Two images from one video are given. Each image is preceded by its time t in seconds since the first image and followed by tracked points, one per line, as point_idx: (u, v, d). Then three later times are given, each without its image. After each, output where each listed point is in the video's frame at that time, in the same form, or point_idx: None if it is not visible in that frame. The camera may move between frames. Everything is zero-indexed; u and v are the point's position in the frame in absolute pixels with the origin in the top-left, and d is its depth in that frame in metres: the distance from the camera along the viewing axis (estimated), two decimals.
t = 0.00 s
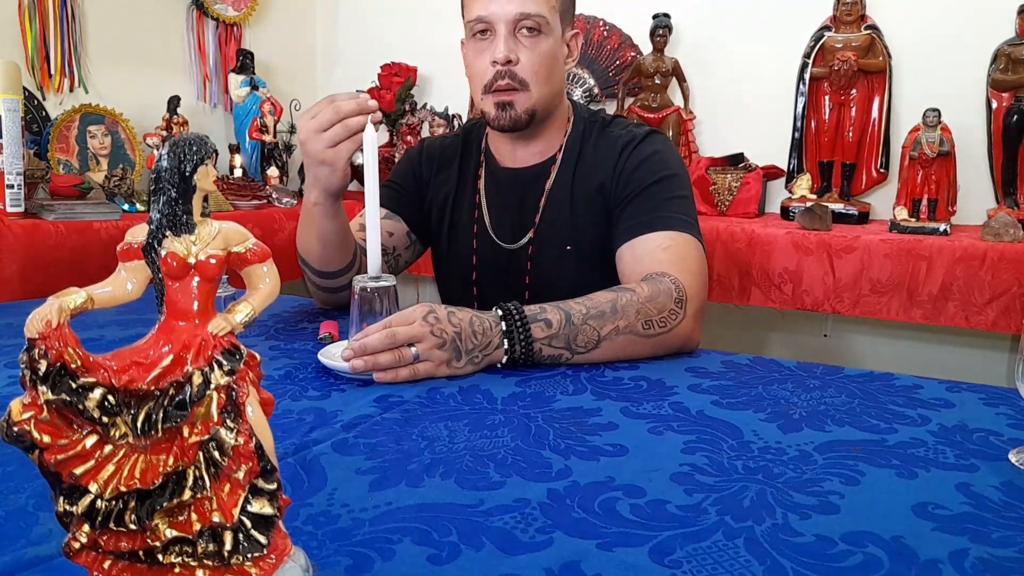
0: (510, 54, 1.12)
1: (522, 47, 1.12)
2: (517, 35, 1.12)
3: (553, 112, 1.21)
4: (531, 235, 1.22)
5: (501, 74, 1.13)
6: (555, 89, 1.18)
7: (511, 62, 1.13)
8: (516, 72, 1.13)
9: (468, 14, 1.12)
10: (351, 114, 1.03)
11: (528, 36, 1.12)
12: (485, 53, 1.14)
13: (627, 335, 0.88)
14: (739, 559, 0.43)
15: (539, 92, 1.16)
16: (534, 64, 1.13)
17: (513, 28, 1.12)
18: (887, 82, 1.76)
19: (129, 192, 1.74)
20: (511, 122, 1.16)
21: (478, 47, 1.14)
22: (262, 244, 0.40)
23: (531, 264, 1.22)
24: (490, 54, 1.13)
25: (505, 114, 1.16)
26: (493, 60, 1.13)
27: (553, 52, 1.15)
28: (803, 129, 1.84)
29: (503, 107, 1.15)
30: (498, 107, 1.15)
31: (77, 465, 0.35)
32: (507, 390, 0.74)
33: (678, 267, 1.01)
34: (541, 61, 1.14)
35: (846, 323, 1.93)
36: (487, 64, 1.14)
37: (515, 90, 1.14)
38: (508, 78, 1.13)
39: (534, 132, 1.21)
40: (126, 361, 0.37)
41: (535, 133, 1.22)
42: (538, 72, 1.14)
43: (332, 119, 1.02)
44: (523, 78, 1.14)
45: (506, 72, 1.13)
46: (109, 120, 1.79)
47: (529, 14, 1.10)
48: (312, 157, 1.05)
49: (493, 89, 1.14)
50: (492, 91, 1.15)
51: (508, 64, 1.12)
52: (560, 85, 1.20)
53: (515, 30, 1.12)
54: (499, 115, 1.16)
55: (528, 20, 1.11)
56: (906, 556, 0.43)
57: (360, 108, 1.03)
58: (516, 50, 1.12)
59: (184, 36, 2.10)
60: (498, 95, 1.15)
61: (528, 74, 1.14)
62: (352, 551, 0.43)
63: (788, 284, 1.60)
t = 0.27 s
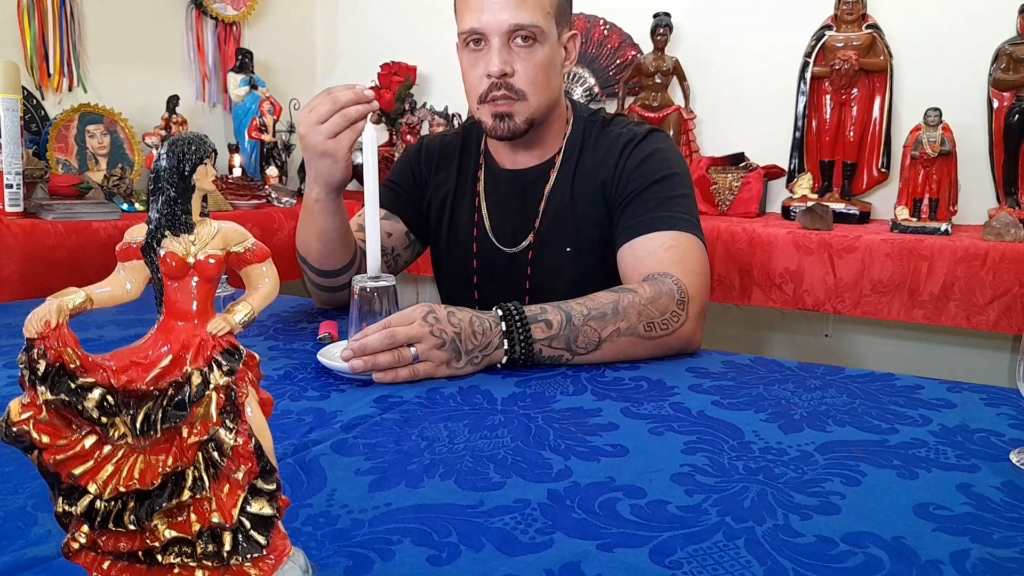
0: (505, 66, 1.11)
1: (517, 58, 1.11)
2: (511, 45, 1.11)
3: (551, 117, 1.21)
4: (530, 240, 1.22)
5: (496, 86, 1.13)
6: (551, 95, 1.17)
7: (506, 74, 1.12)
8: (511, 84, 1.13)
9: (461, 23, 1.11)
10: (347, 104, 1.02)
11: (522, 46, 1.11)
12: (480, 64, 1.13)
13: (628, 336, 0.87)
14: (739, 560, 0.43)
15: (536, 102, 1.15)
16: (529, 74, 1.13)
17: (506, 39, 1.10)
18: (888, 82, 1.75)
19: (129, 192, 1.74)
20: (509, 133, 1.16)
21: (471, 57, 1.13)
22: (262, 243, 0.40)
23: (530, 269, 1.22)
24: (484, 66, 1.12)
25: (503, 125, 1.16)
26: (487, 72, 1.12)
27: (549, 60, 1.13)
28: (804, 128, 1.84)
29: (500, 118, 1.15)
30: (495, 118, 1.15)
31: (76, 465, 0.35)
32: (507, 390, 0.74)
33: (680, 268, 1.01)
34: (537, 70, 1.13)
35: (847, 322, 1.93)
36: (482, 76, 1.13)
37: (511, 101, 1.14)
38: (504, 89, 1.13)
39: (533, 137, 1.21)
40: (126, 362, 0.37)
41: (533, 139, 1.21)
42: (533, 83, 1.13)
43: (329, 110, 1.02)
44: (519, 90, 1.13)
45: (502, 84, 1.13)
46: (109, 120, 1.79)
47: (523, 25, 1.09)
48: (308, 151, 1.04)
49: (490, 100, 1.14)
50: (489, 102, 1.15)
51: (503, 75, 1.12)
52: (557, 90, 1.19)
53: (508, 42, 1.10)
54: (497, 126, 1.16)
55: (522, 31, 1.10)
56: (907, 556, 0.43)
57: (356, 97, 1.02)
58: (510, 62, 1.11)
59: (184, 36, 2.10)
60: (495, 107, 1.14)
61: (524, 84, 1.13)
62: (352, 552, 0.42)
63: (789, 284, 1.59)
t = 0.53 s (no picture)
0: (509, 70, 1.12)
1: (521, 60, 1.12)
2: (514, 48, 1.11)
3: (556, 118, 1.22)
4: (531, 240, 1.22)
5: (501, 89, 1.14)
6: (555, 97, 1.18)
7: (510, 77, 1.13)
8: (516, 86, 1.13)
9: (464, 29, 1.12)
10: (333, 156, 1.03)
11: (525, 47, 1.12)
12: (485, 68, 1.14)
13: (627, 337, 0.88)
14: (738, 558, 0.43)
15: (540, 104, 1.16)
16: (533, 76, 1.13)
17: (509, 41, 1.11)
18: (886, 82, 1.76)
19: (129, 192, 1.75)
20: (515, 136, 1.17)
21: (475, 61, 1.14)
22: (263, 244, 0.41)
23: (531, 269, 1.22)
24: (489, 70, 1.13)
25: (510, 128, 1.16)
26: (492, 75, 1.13)
27: (553, 61, 1.14)
28: (802, 129, 1.85)
29: (507, 121, 1.16)
30: (502, 121, 1.16)
31: (77, 465, 0.36)
32: (507, 389, 0.74)
33: (680, 268, 1.01)
34: (541, 72, 1.14)
35: (845, 322, 1.94)
36: (487, 80, 1.14)
37: (517, 104, 1.14)
38: (510, 92, 1.14)
39: (537, 139, 1.22)
40: (126, 361, 0.37)
41: (538, 141, 1.22)
42: (538, 85, 1.14)
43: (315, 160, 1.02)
44: (524, 92, 1.14)
45: (507, 87, 1.13)
46: (109, 121, 1.79)
47: (526, 27, 1.09)
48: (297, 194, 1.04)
49: (496, 104, 1.15)
50: (495, 105, 1.15)
51: (508, 78, 1.13)
52: (561, 92, 1.20)
53: (512, 44, 1.11)
54: (503, 130, 1.16)
55: (525, 34, 1.10)
56: (905, 555, 0.43)
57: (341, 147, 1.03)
58: (514, 65, 1.12)
59: (184, 36, 2.10)
60: (501, 110, 1.15)
61: (529, 87, 1.14)
62: (352, 550, 0.43)
63: (787, 285, 1.60)
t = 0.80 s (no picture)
0: (511, 58, 1.12)
1: (524, 50, 1.13)
2: (518, 38, 1.12)
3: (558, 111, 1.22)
4: (531, 239, 1.22)
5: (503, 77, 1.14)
6: (557, 90, 1.18)
7: (512, 65, 1.13)
8: (518, 75, 1.13)
9: (468, 18, 1.13)
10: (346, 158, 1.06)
11: (529, 39, 1.12)
12: (487, 57, 1.14)
13: (627, 336, 0.88)
14: (738, 558, 0.43)
15: (542, 94, 1.16)
16: (536, 67, 1.14)
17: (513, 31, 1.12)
18: (886, 82, 1.76)
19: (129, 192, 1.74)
20: (515, 124, 1.16)
21: (479, 51, 1.15)
22: (262, 244, 0.41)
23: (532, 268, 1.22)
24: (491, 59, 1.13)
25: (509, 116, 1.16)
26: (494, 64, 1.13)
27: (555, 54, 1.15)
28: (803, 129, 1.84)
29: (507, 109, 1.15)
30: (502, 109, 1.15)
31: (77, 465, 0.36)
32: (507, 389, 0.74)
33: (680, 268, 1.01)
34: (543, 63, 1.14)
35: (845, 322, 1.94)
36: (489, 68, 1.14)
37: (517, 92, 1.14)
38: (510, 80, 1.14)
39: (538, 133, 1.21)
40: (126, 362, 0.37)
41: (540, 135, 1.22)
42: (540, 74, 1.14)
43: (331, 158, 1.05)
44: (526, 81, 1.14)
45: (508, 75, 1.13)
46: (109, 120, 1.79)
47: (530, 17, 1.11)
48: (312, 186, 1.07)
49: (496, 91, 1.15)
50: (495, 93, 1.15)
51: (509, 67, 1.13)
52: (562, 86, 1.20)
53: (515, 34, 1.12)
54: (503, 117, 1.16)
55: (528, 23, 1.11)
56: (905, 555, 0.43)
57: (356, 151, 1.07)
58: (517, 53, 1.13)
59: (184, 36, 2.10)
60: (501, 98, 1.15)
61: (531, 76, 1.14)
62: (352, 551, 0.43)
63: (787, 285, 1.60)
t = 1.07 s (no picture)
0: (506, 57, 1.13)
1: (519, 50, 1.13)
2: (515, 38, 1.12)
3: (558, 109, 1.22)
4: (531, 237, 1.22)
5: (499, 77, 1.14)
6: (554, 89, 1.19)
7: (507, 65, 1.13)
8: (513, 75, 1.14)
9: (466, 17, 1.13)
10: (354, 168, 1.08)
11: (524, 39, 1.13)
12: (484, 58, 1.15)
13: (627, 336, 0.88)
14: (738, 559, 0.43)
15: (538, 94, 1.16)
16: (532, 66, 1.14)
17: (509, 30, 1.12)
18: (886, 82, 1.76)
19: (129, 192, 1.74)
20: (511, 127, 1.18)
21: (476, 51, 1.15)
22: (262, 244, 0.41)
23: (531, 266, 1.22)
24: (487, 58, 1.14)
25: (506, 120, 1.17)
26: (490, 63, 1.14)
27: (551, 53, 1.15)
28: (803, 129, 1.84)
29: (504, 112, 1.17)
30: (499, 112, 1.17)
31: (77, 465, 0.36)
32: (507, 389, 0.74)
33: (680, 268, 1.01)
34: (538, 62, 1.14)
35: (845, 322, 1.94)
36: (485, 68, 1.15)
37: (515, 95, 1.15)
38: (507, 81, 1.14)
39: (539, 133, 1.22)
40: (126, 361, 0.37)
41: (540, 136, 1.22)
42: (536, 74, 1.15)
43: (331, 179, 1.06)
44: (522, 81, 1.14)
45: (504, 75, 1.14)
46: (109, 120, 1.79)
47: (525, 17, 1.10)
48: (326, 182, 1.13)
49: (492, 94, 1.16)
50: (492, 96, 1.16)
51: (504, 67, 1.13)
52: (560, 84, 1.20)
53: (511, 34, 1.12)
54: (500, 121, 1.17)
55: (524, 22, 1.11)
56: (905, 555, 0.43)
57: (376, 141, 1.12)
58: (513, 53, 1.13)
59: (184, 36, 2.10)
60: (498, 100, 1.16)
61: (527, 77, 1.14)
62: (352, 551, 0.43)
63: (787, 285, 1.60)
